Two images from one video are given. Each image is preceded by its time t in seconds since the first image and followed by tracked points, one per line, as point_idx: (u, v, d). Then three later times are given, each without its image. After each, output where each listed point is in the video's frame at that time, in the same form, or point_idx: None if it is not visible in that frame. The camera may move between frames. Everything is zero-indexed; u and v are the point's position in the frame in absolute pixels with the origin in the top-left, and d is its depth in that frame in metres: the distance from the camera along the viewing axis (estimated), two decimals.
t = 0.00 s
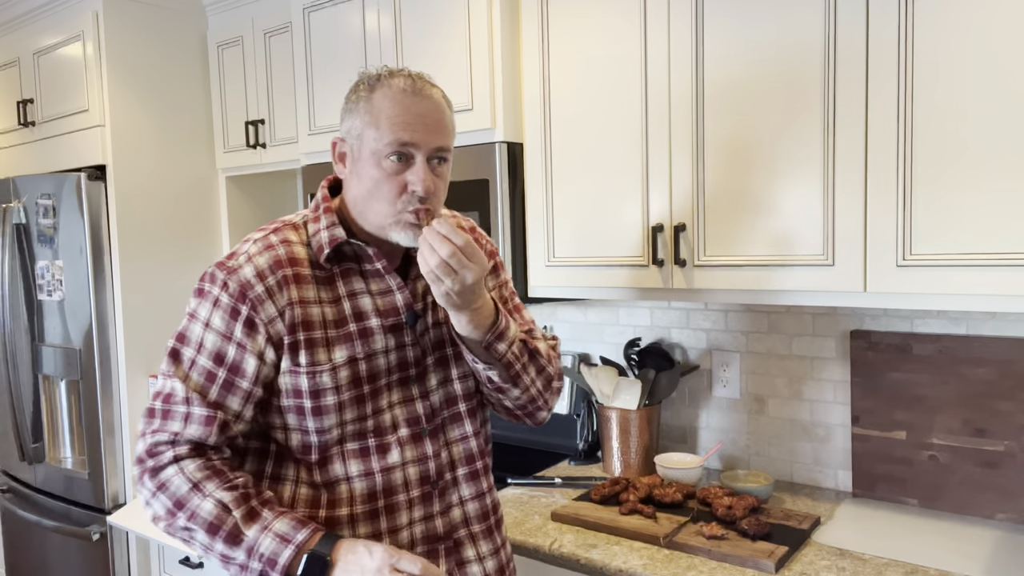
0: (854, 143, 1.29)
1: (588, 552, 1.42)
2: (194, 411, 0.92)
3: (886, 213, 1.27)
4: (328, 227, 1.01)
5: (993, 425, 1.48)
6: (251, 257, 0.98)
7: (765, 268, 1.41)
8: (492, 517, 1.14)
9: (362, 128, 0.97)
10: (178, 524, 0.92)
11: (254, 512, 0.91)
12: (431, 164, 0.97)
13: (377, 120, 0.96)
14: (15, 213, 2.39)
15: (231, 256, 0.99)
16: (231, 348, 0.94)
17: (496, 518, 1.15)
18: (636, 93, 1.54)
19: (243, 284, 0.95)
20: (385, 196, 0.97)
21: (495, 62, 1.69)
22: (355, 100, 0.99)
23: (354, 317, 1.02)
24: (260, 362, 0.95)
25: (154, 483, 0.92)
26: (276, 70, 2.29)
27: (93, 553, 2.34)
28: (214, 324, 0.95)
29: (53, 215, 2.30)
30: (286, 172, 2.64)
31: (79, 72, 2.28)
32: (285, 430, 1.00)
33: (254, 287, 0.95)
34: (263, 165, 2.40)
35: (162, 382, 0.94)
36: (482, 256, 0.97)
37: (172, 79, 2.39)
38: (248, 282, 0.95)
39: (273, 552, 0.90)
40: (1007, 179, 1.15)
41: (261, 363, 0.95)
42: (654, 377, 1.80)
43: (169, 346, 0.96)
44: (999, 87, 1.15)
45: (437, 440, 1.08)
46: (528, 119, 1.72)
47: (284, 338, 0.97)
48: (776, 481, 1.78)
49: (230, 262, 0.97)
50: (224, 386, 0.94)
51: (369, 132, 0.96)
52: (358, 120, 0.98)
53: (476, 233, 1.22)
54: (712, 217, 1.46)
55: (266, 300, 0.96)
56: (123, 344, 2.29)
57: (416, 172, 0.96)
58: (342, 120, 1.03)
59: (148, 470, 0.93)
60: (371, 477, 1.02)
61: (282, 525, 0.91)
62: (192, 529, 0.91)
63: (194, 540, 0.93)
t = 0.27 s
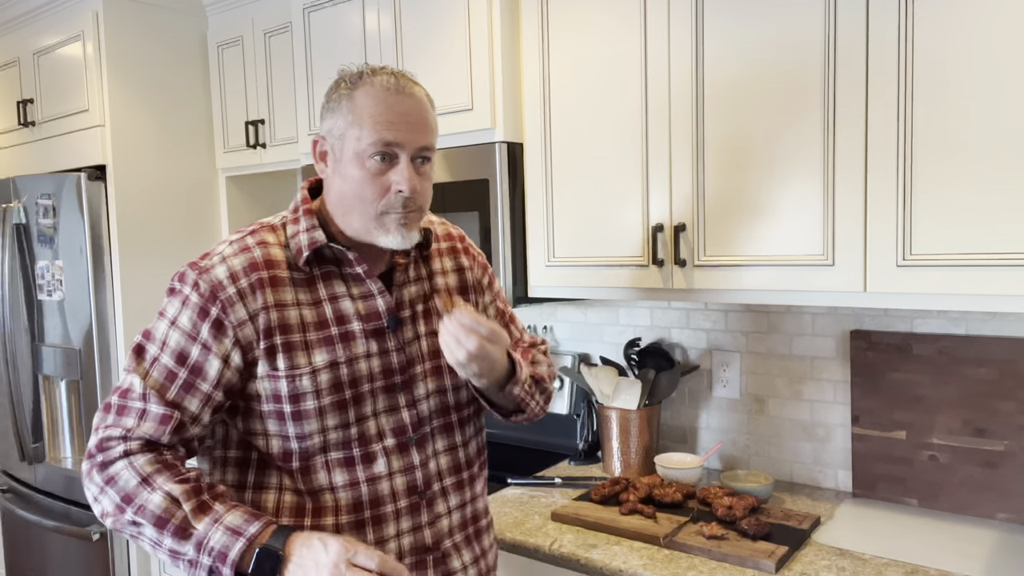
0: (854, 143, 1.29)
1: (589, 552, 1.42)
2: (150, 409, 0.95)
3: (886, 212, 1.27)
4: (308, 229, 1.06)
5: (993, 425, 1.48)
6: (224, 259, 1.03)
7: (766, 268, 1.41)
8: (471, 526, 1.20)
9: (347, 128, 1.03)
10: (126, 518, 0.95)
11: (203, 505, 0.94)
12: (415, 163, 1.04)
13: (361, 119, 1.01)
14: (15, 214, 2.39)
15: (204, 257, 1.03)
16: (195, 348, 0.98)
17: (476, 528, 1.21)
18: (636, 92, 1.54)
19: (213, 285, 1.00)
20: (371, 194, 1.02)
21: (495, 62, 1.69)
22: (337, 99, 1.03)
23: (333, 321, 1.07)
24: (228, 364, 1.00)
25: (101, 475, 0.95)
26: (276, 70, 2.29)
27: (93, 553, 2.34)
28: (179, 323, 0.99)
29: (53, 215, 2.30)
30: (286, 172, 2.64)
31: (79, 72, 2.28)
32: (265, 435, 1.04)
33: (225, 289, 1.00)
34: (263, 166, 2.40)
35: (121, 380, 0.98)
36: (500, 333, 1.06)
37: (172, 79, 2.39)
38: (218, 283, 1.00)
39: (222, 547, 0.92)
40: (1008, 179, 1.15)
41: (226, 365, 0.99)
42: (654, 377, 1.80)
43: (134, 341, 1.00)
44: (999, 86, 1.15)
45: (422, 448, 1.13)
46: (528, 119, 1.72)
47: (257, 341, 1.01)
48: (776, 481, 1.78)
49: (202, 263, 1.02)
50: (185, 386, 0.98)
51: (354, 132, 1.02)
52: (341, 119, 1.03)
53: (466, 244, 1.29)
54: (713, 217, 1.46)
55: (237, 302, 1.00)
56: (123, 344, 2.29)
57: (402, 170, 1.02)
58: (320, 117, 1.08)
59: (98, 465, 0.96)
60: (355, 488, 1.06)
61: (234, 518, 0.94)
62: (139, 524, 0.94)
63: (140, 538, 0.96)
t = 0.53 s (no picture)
0: (855, 143, 1.29)
1: (588, 552, 1.42)
2: (166, 432, 0.99)
3: (886, 212, 1.27)
4: (297, 234, 1.08)
5: (992, 426, 1.48)
6: (213, 267, 1.05)
7: (766, 268, 1.41)
8: (451, 534, 1.24)
9: (338, 125, 1.07)
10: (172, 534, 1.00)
11: (239, 504, 0.99)
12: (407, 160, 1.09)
13: (354, 117, 1.06)
14: (15, 214, 2.39)
15: (192, 267, 1.06)
16: (198, 363, 1.01)
17: (454, 535, 1.25)
18: (637, 93, 1.54)
19: (204, 296, 1.02)
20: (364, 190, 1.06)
21: (495, 62, 1.69)
22: (330, 96, 1.07)
23: (326, 326, 1.10)
24: (228, 374, 1.03)
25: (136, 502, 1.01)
26: (276, 70, 2.29)
27: (93, 553, 2.34)
28: (179, 339, 1.02)
29: (53, 215, 2.30)
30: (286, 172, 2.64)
31: (79, 72, 2.28)
32: (261, 443, 1.08)
33: (216, 298, 1.02)
34: (263, 166, 2.39)
35: (131, 406, 1.02)
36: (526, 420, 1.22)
37: (172, 80, 2.39)
38: (209, 292, 1.02)
39: (268, 536, 0.97)
40: (1008, 179, 1.15)
41: (229, 375, 1.02)
42: (654, 377, 1.80)
43: (136, 366, 1.03)
44: (1000, 86, 1.15)
45: (423, 455, 1.17)
46: (528, 119, 1.72)
47: (252, 348, 1.04)
48: (776, 481, 1.78)
49: (190, 273, 1.04)
50: (195, 403, 1.01)
51: (347, 129, 1.06)
52: (334, 116, 1.07)
53: (468, 253, 1.36)
54: (713, 217, 1.46)
55: (227, 310, 1.02)
56: (124, 344, 2.29)
57: (394, 167, 1.07)
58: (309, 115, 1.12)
59: (130, 493, 1.02)
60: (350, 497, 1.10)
61: (271, 507, 0.98)
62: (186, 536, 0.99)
63: (191, 546, 1.02)
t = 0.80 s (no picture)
0: (855, 143, 1.29)
1: (589, 552, 1.42)
2: (171, 433, 0.98)
3: (886, 212, 1.27)
4: (299, 232, 1.09)
5: (992, 426, 1.48)
6: (216, 266, 1.05)
7: (766, 267, 1.41)
8: (457, 532, 1.25)
9: (342, 125, 1.06)
10: (179, 534, 0.99)
11: (250, 496, 0.99)
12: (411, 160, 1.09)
13: (358, 117, 1.05)
14: (16, 214, 2.39)
15: (194, 265, 1.05)
16: (203, 361, 1.00)
17: (459, 532, 1.26)
18: (637, 93, 1.54)
19: (209, 293, 1.02)
20: (369, 191, 1.07)
21: (495, 63, 1.69)
22: (334, 96, 1.07)
23: (330, 323, 1.10)
24: (235, 372, 1.02)
25: (141, 504, 0.99)
26: (276, 71, 2.29)
27: (94, 553, 2.34)
28: (183, 338, 1.01)
29: (53, 215, 2.30)
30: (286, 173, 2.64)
31: (79, 72, 2.28)
32: (265, 443, 1.08)
33: (221, 295, 1.02)
34: (263, 165, 2.39)
35: (133, 408, 1.01)
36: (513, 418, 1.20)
37: (172, 80, 2.39)
38: (214, 289, 1.02)
39: (284, 525, 0.97)
40: (1008, 179, 1.15)
41: (236, 373, 1.02)
42: (654, 377, 1.79)
43: (137, 367, 1.02)
44: (1000, 86, 1.15)
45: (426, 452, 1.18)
46: (528, 119, 1.72)
47: (259, 346, 1.04)
48: (777, 481, 1.78)
49: (193, 272, 1.04)
50: (201, 402, 1.00)
51: (351, 130, 1.06)
52: (338, 116, 1.07)
53: (462, 252, 1.38)
54: (713, 217, 1.46)
55: (233, 307, 1.02)
56: (124, 344, 2.29)
57: (398, 168, 1.07)
58: (311, 114, 1.12)
59: (133, 497, 1.00)
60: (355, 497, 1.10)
61: (285, 496, 0.98)
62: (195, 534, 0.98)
63: (200, 545, 1.00)
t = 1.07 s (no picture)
0: (855, 144, 1.29)
1: (589, 552, 1.42)
2: (172, 431, 0.99)
3: (886, 211, 1.27)
4: (296, 230, 1.09)
5: (993, 425, 1.48)
6: (213, 264, 1.05)
7: (766, 267, 1.41)
8: (459, 532, 1.25)
9: (332, 122, 1.07)
10: (183, 530, 0.99)
11: (254, 489, 1.00)
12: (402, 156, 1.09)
13: (348, 113, 1.06)
14: (16, 214, 2.39)
15: (192, 264, 1.06)
16: (203, 359, 1.00)
17: (462, 532, 1.26)
18: (637, 93, 1.54)
19: (206, 291, 1.02)
20: (360, 186, 1.07)
21: (495, 63, 1.69)
22: (325, 94, 1.08)
23: (328, 321, 1.10)
24: (234, 370, 1.02)
25: (145, 502, 1.00)
26: (276, 71, 2.29)
27: (93, 553, 2.34)
28: (182, 336, 1.01)
29: (53, 215, 2.30)
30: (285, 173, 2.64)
31: (79, 72, 2.28)
32: (264, 441, 1.08)
33: (219, 293, 1.02)
34: (263, 165, 2.39)
35: (132, 407, 1.01)
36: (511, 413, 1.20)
37: (172, 80, 2.39)
38: (211, 287, 1.03)
39: (290, 514, 0.98)
40: (1008, 179, 1.15)
41: (235, 371, 1.02)
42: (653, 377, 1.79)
43: (136, 366, 1.02)
44: (1001, 87, 1.15)
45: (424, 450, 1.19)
46: (528, 119, 1.72)
47: (257, 343, 1.04)
48: (776, 481, 1.78)
49: (191, 271, 1.04)
50: (200, 400, 1.00)
51: (341, 126, 1.06)
52: (328, 113, 1.07)
53: (460, 250, 1.38)
54: (713, 217, 1.46)
55: (231, 305, 1.03)
56: (124, 343, 2.29)
57: (388, 164, 1.07)
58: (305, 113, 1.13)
59: (136, 496, 1.01)
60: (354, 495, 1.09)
61: (289, 487, 0.99)
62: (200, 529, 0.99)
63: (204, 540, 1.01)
